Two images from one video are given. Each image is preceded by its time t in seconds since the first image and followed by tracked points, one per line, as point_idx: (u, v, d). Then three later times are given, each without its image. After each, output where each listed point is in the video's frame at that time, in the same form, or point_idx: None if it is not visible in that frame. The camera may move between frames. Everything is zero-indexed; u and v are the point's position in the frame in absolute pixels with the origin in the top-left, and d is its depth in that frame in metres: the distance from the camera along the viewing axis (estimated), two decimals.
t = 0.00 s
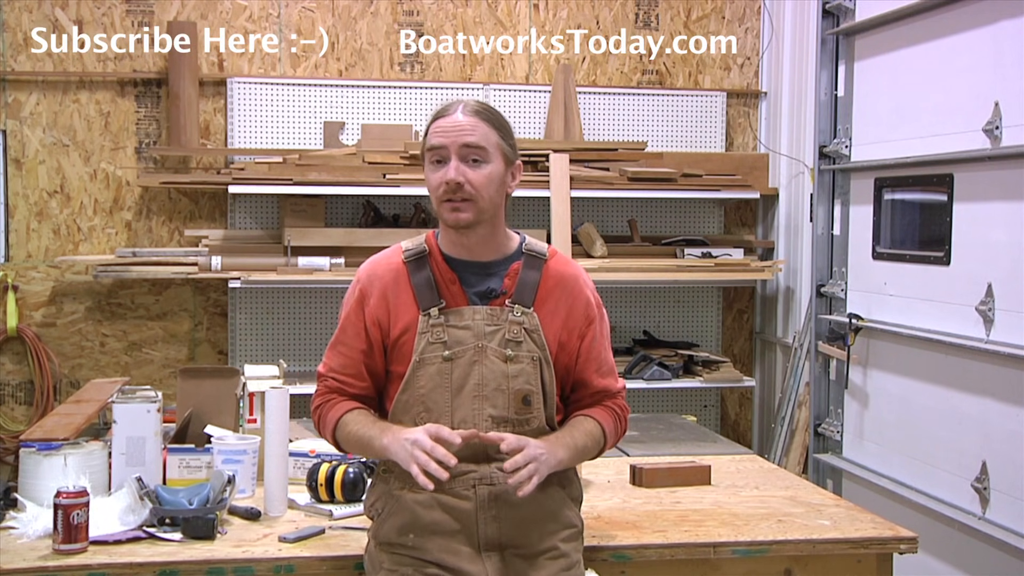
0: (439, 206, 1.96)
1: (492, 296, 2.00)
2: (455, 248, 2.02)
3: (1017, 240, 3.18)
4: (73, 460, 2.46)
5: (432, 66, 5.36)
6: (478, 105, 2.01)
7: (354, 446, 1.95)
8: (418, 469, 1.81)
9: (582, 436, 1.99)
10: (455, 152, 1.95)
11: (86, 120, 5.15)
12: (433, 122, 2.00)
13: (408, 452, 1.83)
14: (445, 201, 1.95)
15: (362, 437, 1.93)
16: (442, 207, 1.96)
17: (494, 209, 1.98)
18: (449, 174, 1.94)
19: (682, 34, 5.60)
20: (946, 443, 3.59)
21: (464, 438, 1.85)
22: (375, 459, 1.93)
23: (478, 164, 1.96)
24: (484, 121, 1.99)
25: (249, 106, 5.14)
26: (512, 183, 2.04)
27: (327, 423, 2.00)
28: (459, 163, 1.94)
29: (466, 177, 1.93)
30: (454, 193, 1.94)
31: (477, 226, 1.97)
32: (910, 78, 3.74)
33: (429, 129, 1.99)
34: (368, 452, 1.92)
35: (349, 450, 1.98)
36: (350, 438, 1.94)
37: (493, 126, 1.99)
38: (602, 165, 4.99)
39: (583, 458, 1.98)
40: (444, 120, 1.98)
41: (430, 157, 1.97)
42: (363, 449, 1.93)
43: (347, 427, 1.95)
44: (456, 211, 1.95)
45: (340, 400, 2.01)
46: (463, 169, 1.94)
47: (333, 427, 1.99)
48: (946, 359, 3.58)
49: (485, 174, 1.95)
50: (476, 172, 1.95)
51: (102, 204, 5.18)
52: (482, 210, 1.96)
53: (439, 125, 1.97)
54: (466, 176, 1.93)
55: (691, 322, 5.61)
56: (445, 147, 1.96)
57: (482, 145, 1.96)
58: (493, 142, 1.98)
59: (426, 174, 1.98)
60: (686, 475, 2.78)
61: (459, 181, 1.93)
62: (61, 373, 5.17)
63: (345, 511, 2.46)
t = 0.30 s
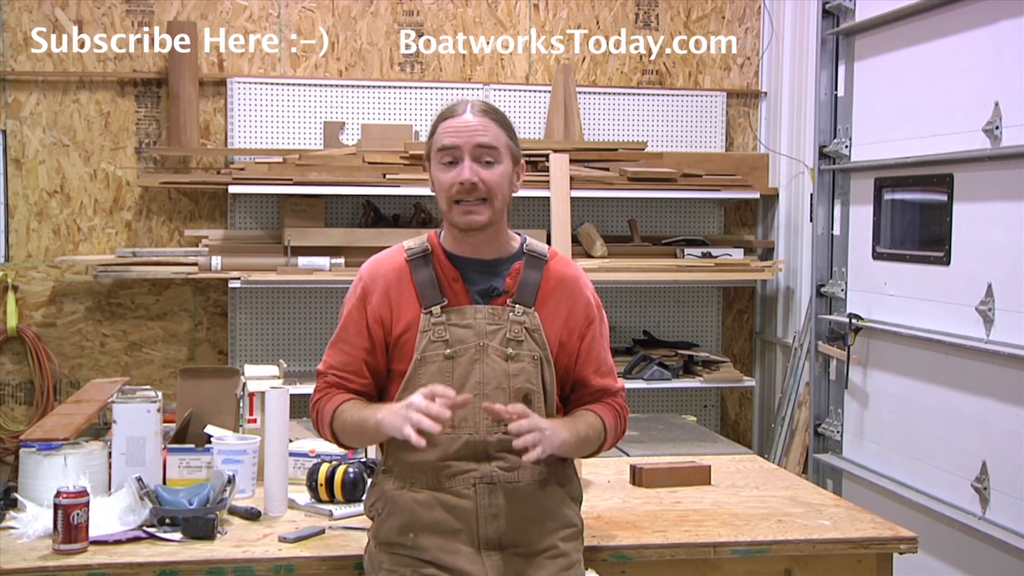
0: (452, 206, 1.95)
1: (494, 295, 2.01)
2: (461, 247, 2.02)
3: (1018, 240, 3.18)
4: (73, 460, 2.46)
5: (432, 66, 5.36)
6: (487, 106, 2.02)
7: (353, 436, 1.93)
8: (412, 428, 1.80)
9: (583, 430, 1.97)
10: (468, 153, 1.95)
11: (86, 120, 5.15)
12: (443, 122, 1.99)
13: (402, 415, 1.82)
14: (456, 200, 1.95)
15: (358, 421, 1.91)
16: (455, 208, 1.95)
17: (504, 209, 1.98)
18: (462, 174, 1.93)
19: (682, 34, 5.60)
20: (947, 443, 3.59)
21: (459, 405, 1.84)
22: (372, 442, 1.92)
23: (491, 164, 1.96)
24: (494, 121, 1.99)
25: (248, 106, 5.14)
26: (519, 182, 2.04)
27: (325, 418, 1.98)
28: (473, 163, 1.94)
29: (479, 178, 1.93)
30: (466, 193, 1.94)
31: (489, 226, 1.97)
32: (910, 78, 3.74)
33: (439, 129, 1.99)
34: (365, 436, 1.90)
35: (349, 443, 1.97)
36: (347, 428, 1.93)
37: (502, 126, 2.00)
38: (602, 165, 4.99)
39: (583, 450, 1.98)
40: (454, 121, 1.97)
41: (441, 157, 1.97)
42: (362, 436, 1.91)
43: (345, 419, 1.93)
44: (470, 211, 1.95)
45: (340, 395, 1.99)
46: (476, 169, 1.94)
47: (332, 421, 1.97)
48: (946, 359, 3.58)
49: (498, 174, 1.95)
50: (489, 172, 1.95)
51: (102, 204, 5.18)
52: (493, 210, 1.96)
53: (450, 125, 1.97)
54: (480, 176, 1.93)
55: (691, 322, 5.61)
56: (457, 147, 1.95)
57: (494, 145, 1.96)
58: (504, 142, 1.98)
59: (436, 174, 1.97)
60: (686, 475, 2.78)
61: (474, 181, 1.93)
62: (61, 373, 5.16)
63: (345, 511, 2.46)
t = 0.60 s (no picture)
0: (459, 215, 1.95)
1: (493, 290, 2.02)
2: (462, 247, 2.02)
3: (1018, 241, 3.18)
4: (73, 461, 2.46)
5: (432, 65, 5.36)
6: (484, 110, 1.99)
7: (338, 382, 1.88)
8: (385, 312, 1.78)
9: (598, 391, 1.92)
10: (474, 164, 1.93)
11: (86, 120, 5.15)
12: (444, 132, 1.95)
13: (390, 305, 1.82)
14: (466, 211, 1.94)
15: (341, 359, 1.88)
16: (463, 217, 1.95)
17: (508, 212, 1.99)
18: (471, 187, 1.92)
19: (682, 34, 5.60)
20: (946, 444, 3.59)
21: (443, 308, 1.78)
22: (354, 379, 1.86)
23: (496, 173, 1.95)
24: (494, 127, 1.97)
25: (248, 106, 5.14)
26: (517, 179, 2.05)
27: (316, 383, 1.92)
28: (480, 175, 1.93)
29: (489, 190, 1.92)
30: (476, 205, 1.93)
31: (494, 230, 1.98)
32: (909, 77, 3.74)
33: (441, 139, 1.95)
34: (347, 370, 1.86)
35: (338, 404, 1.90)
36: (331, 375, 1.89)
37: (503, 130, 1.98)
38: (602, 165, 4.99)
39: (599, 412, 1.93)
40: (456, 132, 1.94)
41: (446, 169, 1.94)
42: (347, 377, 1.87)
43: (331, 370, 1.90)
44: (478, 220, 1.95)
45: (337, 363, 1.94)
46: (485, 180, 1.93)
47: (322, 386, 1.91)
48: (946, 359, 3.58)
49: (504, 182, 1.95)
50: (497, 182, 1.94)
51: (102, 204, 5.18)
52: (500, 216, 1.97)
53: (454, 137, 1.94)
54: (489, 187, 1.93)
55: (691, 322, 5.61)
56: (463, 159, 1.93)
57: (498, 154, 1.95)
58: (506, 148, 1.97)
59: (442, 185, 1.94)
60: (687, 475, 2.78)
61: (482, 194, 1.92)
62: (61, 373, 5.16)
63: (345, 511, 2.46)
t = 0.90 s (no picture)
0: (458, 206, 1.95)
1: (493, 292, 2.01)
2: (462, 247, 2.01)
3: (1018, 240, 3.18)
4: (73, 461, 2.46)
5: (432, 66, 5.36)
6: (482, 104, 2.02)
7: (342, 416, 1.88)
8: (402, 373, 1.76)
9: (577, 434, 1.96)
10: (472, 152, 1.95)
11: (86, 120, 5.15)
12: (442, 123, 1.98)
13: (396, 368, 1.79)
14: (462, 200, 1.94)
15: (347, 396, 1.86)
16: (462, 206, 1.95)
17: (506, 206, 1.99)
18: (468, 174, 1.93)
19: (682, 34, 5.60)
20: (947, 444, 3.59)
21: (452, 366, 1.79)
22: (361, 419, 1.86)
23: (494, 163, 1.96)
24: (491, 120, 2.00)
25: (248, 106, 5.14)
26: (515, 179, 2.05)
27: (316, 405, 1.92)
28: (478, 163, 1.94)
29: (485, 176, 1.93)
30: (473, 193, 1.94)
31: (493, 223, 1.97)
32: (909, 77, 3.74)
33: (438, 130, 1.98)
34: (354, 409, 1.85)
35: (341, 431, 1.91)
36: (336, 407, 1.88)
37: (500, 124, 2.01)
38: (602, 165, 4.99)
39: (582, 449, 1.98)
40: (453, 122, 1.97)
41: (444, 158, 1.96)
42: (352, 416, 1.86)
43: (335, 400, 1.89)
44: (477, 210, 1.95)
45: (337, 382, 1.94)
46: (481, 168, 1.94)
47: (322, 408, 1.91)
48: (946, 359, 3.58)
49: (501, 172, 1.96)
50: (494, 171, 1.95)
51: (102, 204, 5.18)
52: (498, 207, 1.97)
53: (451, 126, 1.96)
54: (485, 175, 1.93)
55: (691, 322, 5.61)
56: (460, 148, 1.95)
57: (495, 144, 1.97)
58: (503, 140, 2.00)
59: (440, 175, 1.96)
60: (687, 475, 2.78)
61: (481, 180, 1.93)
62: (61, 373, 5.16)
63: (345, 511, 2.46)
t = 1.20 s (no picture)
0: (456, 202, 1.95)
1: (492, 292, 2.01)
2: (458, 247, 2.01)
3: (1018, 240, 3.18)
4: (73, 460, 2.46)
5: (432, 66, 5.36)
6: (482, 103, 2.02)
7: (346, 424, 1.89)
8: (402, 382, 1.76)
9: (575, 433, 1.96)
10: (472, 149, 1.95)
11: (86, 120, 5.15)
12: (442, 120, 1.99)
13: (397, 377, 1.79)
14: (461, 197, 1.94)
15: (351, 403, 1.87)
16: (460, 203, 1.95)
17: (504, 205, 1.99)
18: (467, 170, 1.93)
19: (682, 34, 5.60)
20: (947, 444, 3.59)
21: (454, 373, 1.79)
22: (366, 426, 1.87)
23: (493, 160, 1.96)
24: (492, 118, 2.00)
25: (248, 106, 5.14)
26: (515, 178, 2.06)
27: (318, 413, 1.93)
28: (478, 160, 1.94)
29: (484, 173, 1.93)
30: (471, 189, 1.94)
31: (490, 221, 1.97)
32: (909, 77, 3.74)
33: (439, 128, 1.98)
34: (358, 416, 1.86)
35: (345, 438, 1.92)
36: (340, 414, 1.89)
37: (500, 123, 2.01)
38: (602, 165, 4.99)
39: (580, 450, 1.98)
40: (454, 119, 1.97)
41: (443, 155, 1.96)
42: (356, 422, 1.87)
43: (338, 406, 1.89)
44: (475, 207, 1.95)
45: (337, 389, 1.95)
46: (480, 165, 1.94)
47: (325, 416, 1.92)
48: (946, 359, 3.58)
49: (501, 170, 1.96)
50: (493, 168, 1.95)
51: (102, 204, 5.18)
52: (496, 205, 1.97)
53: (451, 124, 1.97)
54: (484, 172, 1.93)
55: (691, 322, 5.61)
56: (460, 145, 1.95)
57: (495, 142, 1.97)
58: (503, 139, 2.00)
59: (439, 172, 1.96)
60: (687, 475, 2.78)
61: (479, 177, 1.93)
62: (61, 373, 5.16)
63: (345, 511, 2.46)
